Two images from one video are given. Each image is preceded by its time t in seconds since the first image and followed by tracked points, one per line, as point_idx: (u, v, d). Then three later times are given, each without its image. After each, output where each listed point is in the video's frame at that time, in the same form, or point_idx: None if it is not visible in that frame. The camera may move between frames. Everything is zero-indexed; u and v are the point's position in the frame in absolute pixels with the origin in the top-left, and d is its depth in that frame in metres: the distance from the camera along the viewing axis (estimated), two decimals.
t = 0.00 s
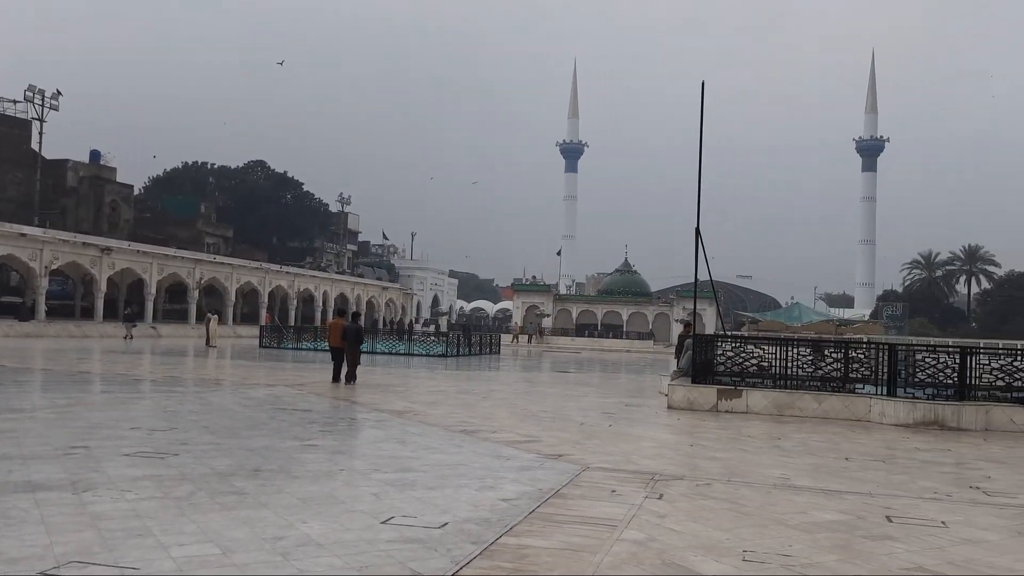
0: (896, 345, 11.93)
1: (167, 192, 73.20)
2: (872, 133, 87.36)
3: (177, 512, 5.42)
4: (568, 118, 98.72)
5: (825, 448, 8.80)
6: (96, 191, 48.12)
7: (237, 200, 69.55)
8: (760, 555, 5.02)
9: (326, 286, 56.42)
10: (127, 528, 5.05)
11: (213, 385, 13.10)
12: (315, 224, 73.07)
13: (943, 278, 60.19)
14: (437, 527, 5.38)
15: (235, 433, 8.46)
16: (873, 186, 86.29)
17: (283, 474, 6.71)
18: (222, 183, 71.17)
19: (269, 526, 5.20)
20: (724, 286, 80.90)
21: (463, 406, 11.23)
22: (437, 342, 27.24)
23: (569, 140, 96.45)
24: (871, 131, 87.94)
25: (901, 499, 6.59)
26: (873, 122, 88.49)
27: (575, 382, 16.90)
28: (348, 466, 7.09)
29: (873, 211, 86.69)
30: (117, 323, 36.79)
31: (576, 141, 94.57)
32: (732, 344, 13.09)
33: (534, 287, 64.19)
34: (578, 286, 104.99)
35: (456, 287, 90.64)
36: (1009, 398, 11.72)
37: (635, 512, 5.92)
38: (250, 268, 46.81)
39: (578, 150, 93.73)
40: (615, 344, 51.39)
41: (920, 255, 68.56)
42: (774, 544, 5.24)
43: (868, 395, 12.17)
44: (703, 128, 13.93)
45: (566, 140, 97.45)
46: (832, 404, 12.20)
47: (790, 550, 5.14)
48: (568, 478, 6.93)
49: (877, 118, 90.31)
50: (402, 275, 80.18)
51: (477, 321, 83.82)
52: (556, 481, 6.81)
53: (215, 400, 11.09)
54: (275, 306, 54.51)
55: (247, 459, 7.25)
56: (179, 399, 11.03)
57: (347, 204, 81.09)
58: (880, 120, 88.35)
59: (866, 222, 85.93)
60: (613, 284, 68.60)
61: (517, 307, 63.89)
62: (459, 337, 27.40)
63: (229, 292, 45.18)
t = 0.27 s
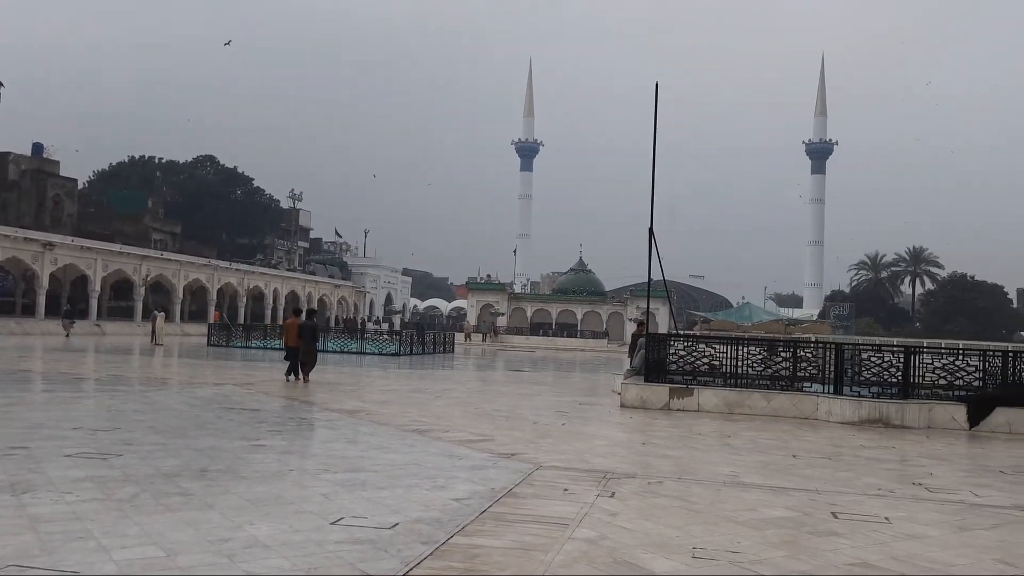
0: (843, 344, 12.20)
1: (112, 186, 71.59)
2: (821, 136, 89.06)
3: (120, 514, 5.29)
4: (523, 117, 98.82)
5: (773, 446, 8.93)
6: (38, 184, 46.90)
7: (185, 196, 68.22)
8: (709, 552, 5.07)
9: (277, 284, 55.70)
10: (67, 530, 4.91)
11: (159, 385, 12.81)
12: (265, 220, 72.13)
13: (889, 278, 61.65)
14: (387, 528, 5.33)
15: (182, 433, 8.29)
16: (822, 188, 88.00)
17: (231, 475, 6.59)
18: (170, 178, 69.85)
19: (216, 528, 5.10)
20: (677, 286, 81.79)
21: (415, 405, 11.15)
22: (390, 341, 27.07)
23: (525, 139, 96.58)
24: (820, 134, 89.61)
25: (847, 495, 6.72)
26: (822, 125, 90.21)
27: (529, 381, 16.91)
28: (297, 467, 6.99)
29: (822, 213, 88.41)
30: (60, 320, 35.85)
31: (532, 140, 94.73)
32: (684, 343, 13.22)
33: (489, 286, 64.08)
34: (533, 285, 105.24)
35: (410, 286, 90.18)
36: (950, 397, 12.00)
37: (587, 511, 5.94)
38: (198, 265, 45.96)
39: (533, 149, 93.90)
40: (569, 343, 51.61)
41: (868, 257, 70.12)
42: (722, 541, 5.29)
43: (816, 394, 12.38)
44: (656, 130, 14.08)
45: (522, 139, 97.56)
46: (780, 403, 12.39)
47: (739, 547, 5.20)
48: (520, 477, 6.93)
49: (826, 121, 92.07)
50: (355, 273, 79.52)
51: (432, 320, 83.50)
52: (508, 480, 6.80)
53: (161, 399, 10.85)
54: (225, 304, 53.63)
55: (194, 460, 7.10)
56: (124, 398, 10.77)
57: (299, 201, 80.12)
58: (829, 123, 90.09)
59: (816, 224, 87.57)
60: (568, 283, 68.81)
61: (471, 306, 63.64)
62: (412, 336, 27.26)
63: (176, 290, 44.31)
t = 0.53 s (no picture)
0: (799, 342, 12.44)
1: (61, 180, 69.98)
2: (777, 137, 90.35)
3: (69, 516, 5.16)
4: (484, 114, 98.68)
5: (730, 442, 9.03)
6: None
7: (138, 190, 66.84)
8: (666, 548, 5.10)
9: (232, 280, 54.96)
10: (12, 533, 4.77)
11: (111, 383, 12.53)
12: (220, 215, 71.12)
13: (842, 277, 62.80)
14: (344, 528, 5.27)
15: (134, 432, 8.12)
16: (778, 188, 89.27)
17: (184, 475, 6.47)
18: (122, 172, 68.53)
19: (168, 529, 5.00)
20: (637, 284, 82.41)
21: (374, 404, 11.07)
22: (347, 339, 26.86)
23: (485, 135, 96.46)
24: (776, 134, 90.92)
25: (802, 491, 6.81)
26: (778, 125, 91.50)
27: (488, 379, 16.88)
28: (253, 466, 6.89)
29: (778, 212, 89.69)
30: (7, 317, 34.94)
31: (492, 137, 94.65)
32: (644, 340, 13.31)
33: (449, 283, 63.86)
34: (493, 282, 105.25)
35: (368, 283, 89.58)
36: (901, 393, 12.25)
37: (546, 509, 5.94)
38: (150, 261, 45.15)
39: (493, 146, 93.83)
40: (529, 340, 51.69)
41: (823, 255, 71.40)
42: (680, 537, 5.33)
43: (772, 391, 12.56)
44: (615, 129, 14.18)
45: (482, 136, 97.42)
46: (737, 400, 12.53)
47: (696, 543, 5.24)
48: (479, 475, 6.91)
49: (782, 122, 93.37)
50: (312, 270, 78.78)
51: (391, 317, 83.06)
52: (467, 478, 6.78)
53: (112, 398, 10.62)
54: (179, 300, 52.76)
55: (146, 460, 6.96)
56: (74, 397, 10.52)
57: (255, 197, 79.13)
58: (785, 124, 91.45)
59: (772, 223, 88.86)
60: (528, 281, 68.93)
61: (431, 304, 63.41)
62: (370, 333, 27.08)
63: (128, 285, 43.46)
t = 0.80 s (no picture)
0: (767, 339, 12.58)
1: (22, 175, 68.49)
2: (745, 135, 91.12)
3: (30, 518, 5.04)
4: (454, 111, 98.37)
5: (700, 439, 9.09)
6: None
7: (102, 186, 65.79)
8: (637, 544, 5.13)
9: (199, 278, 54.33)
10: None
11: (73, 383, 12.31)
12: (186, 212, 70.24)
13: (809, 275, 63.44)
14: (314, 527, 5.23)
15: (98, 432, 8.00)
16: (747, 186, 90.07)
17: (151, 475, 6.37)
18: (86, 168, 67.29)
19: (135, 530, 4.92)
20: (607, 281, 82.71)
21: (343, 402, 10.99)
22: (316, 337, 26.65)
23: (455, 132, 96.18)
24: (745, 133, 91.73)
25: (770, 486, 6.88)
26: (746, 124, 92.31)
27: (459, 377, 16.85)
28: (221, 466, 6.81)
29: (746, 211, 90.50)
30: None
31: (462, 134, 94.42)
32: (615, 338, 13.37)
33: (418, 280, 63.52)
34: (463, 280, 105.05)
35: (337, 281, 89.01)
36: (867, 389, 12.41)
37: (517, 506, 5.94)
38: (115, 258, 44.49)
39: (463, 143, 93.61)
40: (499, 338, 51.67)
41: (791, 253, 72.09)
42: (650, 533, 5.36)
43: (740, 387, 12.66)
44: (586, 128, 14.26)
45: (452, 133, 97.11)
46: (706, 396, 12.62)
47: (666, 539, 5.27)
48: (450, 473, 6.89)
49: (751, 121, 94.19)
50: (280, 267, 78.08)
51: (360, 315, 82.59)
52: (438, 476, 6.75)
53: (75, 398, 10.43)
54: (144, 298, 52.04)
55: (110, 460, 6.85)
56: (35, 396, 10.32)
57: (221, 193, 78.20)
58: (753, 123, 92.28)
59: (740, 221, 89.64)
60: (499, 279, 68.86)
61: (401, 302, 63.04)
62: (339, 332, 26.91)
63: (92, 283, 42.79)
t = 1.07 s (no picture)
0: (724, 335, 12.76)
1: None
2: (703, 133, 92.11)
3: None
4: (413, 106, 97.89)
5: (659, 434, 9.17)
6: None
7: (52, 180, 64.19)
8: (598, 539, 5.15)
9: (152, 274, 53.37)
10: None
11: (21, 381, 12.00)
12: (139, 207, 68.91)
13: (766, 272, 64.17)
14: (271, 526, 5.16)
15: (48, 431, 7.80)
16: (704, 184, 91.05)
17: (104, 475, 6.24)
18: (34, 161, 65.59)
19: (86, 532, 4.81)
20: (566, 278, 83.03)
21: (301, 400, 10.87)
22: (273, 335, 26.36)
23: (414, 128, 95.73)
24: (703, 132, 92.70)
25: (727, 480, 6.96)
26: (704, 123, 93.29)
27: (419, 375, 16.78)
28: (175, 465, 6.68)
29: (704, 208, 91.49)
30: None
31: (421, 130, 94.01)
32: (575, 334, 13.45)
33: (377, 277, 63.13)
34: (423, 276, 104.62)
35: (294, 277, 88.08)
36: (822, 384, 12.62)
37: (477, 503, 5.93)
38: (65, 253, 43.47)
39: (422, 138, 93.21)
40: (459, 335, 51.58)
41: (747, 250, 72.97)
42: (610, 528, 5.39)
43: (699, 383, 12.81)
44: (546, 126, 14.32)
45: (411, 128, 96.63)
46: (665, 391, 12.75)
47: (625, 534, 5.30)
48: (409, 471, 6.85)
49: (709, 119, 95.21)
50: (236, 263, 77.03)
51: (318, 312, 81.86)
52: (397, 474, 6.71)
53: (23, 397, 10.17)
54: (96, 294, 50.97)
55: (61, 460, 6.69)
56: None
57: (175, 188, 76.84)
58: (711, 121, 93.29)
59: (698, 218, 90.58)
60: (459, 275, 68.68)
61: (359, 298, 62.47)
62: (297, 329, 26.66)
63: (42, 280, 41.74)
